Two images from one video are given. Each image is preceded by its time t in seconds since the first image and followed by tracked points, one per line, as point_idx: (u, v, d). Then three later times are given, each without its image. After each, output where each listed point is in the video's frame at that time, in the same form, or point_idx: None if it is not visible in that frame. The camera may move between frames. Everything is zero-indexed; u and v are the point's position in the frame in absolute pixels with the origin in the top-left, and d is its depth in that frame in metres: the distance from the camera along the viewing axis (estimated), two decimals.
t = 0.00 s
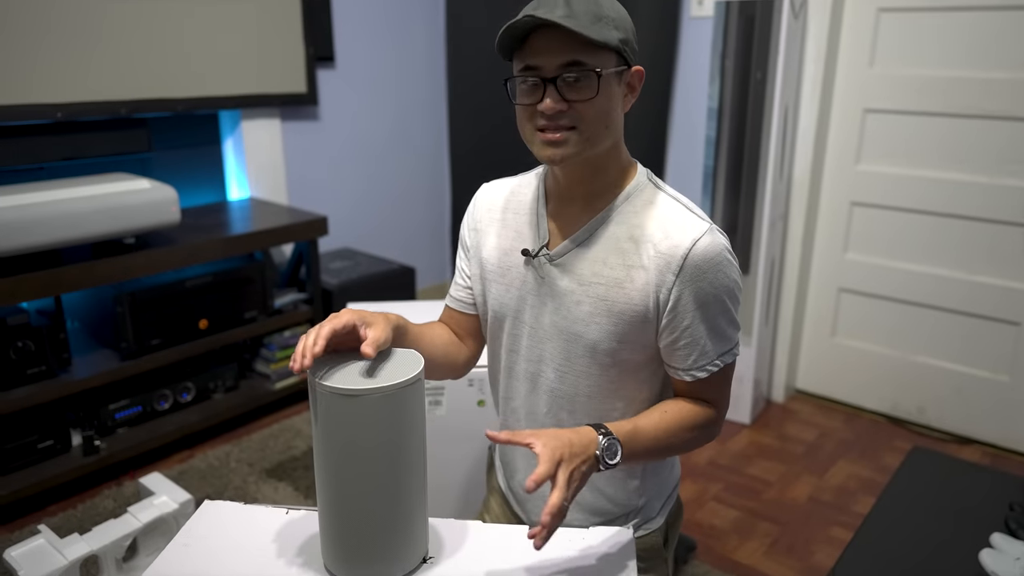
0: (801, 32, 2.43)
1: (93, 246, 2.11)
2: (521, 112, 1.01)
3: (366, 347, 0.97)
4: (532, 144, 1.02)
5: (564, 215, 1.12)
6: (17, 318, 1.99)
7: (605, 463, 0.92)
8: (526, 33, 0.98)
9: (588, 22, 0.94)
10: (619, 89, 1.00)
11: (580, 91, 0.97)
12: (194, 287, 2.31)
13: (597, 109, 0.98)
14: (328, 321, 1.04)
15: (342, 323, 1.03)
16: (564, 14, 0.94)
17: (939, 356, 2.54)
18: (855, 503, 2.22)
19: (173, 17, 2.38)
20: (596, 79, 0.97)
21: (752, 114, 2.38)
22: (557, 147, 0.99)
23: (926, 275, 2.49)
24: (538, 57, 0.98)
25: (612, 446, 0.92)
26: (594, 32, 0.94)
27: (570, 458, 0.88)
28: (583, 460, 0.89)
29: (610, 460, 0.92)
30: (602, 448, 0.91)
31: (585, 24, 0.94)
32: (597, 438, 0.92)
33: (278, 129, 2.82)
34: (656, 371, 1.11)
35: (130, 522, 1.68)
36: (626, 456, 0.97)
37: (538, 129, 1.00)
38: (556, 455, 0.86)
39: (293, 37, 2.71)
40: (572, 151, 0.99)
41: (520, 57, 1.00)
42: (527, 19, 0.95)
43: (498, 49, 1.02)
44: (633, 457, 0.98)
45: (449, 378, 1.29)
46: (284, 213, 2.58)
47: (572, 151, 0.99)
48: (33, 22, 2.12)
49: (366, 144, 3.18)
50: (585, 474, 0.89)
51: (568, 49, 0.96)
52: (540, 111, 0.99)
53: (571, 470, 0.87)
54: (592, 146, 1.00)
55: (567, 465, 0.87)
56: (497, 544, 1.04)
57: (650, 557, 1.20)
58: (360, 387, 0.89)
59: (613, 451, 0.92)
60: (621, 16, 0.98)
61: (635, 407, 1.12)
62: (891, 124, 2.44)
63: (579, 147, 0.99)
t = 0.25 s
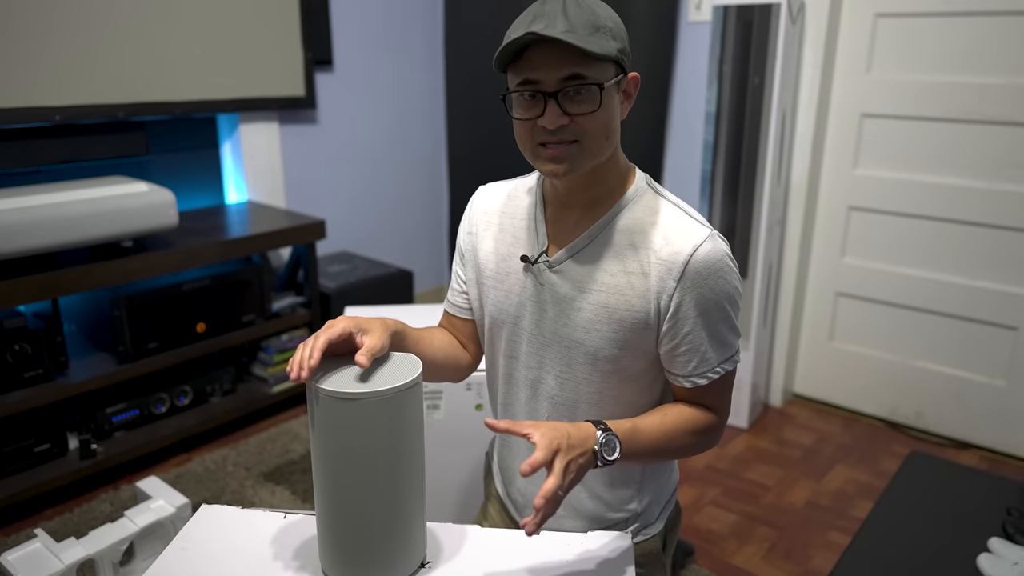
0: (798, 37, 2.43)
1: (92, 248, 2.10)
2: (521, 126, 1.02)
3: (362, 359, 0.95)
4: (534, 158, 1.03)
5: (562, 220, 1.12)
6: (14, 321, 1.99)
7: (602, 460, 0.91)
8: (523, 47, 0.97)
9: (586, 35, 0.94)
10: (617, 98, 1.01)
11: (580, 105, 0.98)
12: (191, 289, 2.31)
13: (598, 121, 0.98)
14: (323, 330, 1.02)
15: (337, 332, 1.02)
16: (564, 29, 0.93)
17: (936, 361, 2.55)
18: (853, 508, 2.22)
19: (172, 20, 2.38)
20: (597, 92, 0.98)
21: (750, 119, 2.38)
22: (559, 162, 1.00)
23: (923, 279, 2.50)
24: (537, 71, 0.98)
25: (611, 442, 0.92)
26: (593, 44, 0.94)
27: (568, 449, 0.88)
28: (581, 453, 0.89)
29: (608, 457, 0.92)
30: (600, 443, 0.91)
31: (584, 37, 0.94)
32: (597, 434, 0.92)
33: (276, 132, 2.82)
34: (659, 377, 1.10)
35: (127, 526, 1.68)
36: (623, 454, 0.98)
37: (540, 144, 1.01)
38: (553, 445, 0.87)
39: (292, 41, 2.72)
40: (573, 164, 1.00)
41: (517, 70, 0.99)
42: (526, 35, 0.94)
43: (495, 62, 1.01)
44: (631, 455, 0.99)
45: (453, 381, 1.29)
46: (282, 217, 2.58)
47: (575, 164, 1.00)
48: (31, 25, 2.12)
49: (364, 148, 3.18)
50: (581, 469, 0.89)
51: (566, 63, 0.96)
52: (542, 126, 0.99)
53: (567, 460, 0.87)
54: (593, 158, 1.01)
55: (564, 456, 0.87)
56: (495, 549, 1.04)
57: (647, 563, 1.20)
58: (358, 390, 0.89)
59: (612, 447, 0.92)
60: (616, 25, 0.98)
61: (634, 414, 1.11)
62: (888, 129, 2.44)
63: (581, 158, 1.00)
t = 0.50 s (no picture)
0: (801, 40, 2.43)
1: (97, 249, 2.11)
2: (530, 123, 1.02)
3: (365, 362, 0.94)
4: (542, 155, 1.03)
5: (566, 219, 1.12)
6: (19, 321, 1.99)
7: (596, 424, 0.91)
8: (534, 43, 0.98)
9: (598, 33, 0.95)
10: (628, 97, 1.01)
11: (590, 104, 0.98)
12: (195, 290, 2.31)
13: (606, 120, 0.99)
14: (326, 335, 1.02)
15: (340, 337, 1.01)
16: (576, 26, 0.94)
17: (939, 364, 2.55)
18: (855, 510, 2.22)
19: (176, 22, 2.39)
20: (607, 91, 0.98)
21: (753, 121, 2.39)
22: (567, 161, 1.01)
23: (926, 282, 2.50)
24: (548, 68, 0.99)
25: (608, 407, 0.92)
26: (605, 43, 0.95)
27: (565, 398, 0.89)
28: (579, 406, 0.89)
29: (604, 422, 0.92)
30: (597, 409, 0.91)
31: (595, 35, 0.95)
32: (596, 399, 0.91)
33: (280, 133, 2.83)
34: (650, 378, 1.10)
35: (130, 526, 1.68)
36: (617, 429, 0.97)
37: (548, 142, 1.01)
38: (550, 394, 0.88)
39: (296, 43, 2.72)
40: (581, 163, 1.01)
41: (529, 67, 1.00)
42: (538, 31, 0.95)
43: (506, 58, 1.02)
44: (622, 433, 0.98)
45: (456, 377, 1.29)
46: (285, 218, 2.58)
47: (580, 165, 1.01)
48: (37, 26, 2.12)
49: (368, 150, 3.18)
50: (576, 421, 0.89)
51: (578, 61, 0.97)
52: (551, 123, 1.00)
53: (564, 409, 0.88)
54: (601, 157, 1.02)
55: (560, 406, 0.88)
56: (498, 551, 1.04)
57: (647, 563, 1.20)
58: (363, 391, 0.90)
59: (607, 412, 0.92)
60: (629, 25, 0.99)
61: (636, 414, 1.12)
62: (891, 132, 2.44)
63: (588, 158, 1.01)
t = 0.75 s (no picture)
0: (806, 42, 2.43)
1: (103, 249, 2.11)
2: (548, 122, 1.02)
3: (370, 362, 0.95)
4: (555, 155, 1.03)
5: (568, 219, 1.12)
6: (25, 322, 2.00)
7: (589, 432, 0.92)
8: (558, 42, 0.98)
9: (625, 38, 0.96)
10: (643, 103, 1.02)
11: (610, 106, 0.99)
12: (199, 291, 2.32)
13: (624, 124, 1.00)
14: (331, 335, 1.02)
15: (345, 338, 1.01)
16: (608, 29, 0.94)
17: (943, 366, 2.54)
18: (859, 513, 2.21)
19: (182, 24, 2.39)
20: (628, 95, 0.99)
21: (758, 123, 2.39)
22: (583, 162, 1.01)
23: (930, 285, 2.49)
24: (570, 67, 0.98)
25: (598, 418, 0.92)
26: (631, 48, 0.96)
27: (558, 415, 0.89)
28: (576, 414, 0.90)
29: (595, 432, 0.92)
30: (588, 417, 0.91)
31: (624, 39, 0.95)
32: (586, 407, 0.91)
33: (284, 134, 2.83)
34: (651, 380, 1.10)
35: (135, 526, 1.68)
36: (611, 438, 0.96)
37: (564, 142, 1.01)
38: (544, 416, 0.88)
39: (300, 44, 2.73)
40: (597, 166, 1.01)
41: (548, 66, 1.00)
42: (570, 31, 0.95)
43: (524, 54, 1.00)
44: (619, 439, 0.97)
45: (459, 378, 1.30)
46: (290, 219, 2.59)
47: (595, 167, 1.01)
48: (43, 27, 2.13)
49: (372, 151, 3.19)
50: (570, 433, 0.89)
51: (603, 64, 0.97)
52: (572, 123, 0.99)
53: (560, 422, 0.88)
54: (615, 160, 1.02)
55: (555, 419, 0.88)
56: (502, 552, 1.04)
57: (650, 564, 1.20)
58: (368, 392, 0.90)
59: (599, 422, 0.92)
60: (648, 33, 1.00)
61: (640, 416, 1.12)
62: (895, 134, 2.44)
63: (602, 160, 1.01)
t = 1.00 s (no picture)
0: (809, 45, 2.43)
1: (105, 251, 2.11)
2: (543, 130, 1.01)
3: (376, 365, 0.95)
4: (551, 161, 1.03)
5: (571, 224, 1.12)
6: (27, 324, 2.00)
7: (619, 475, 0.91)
8: (549, 51, 0.97)
9: (615, 44, 0.95)
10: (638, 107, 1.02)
11: (604, 112, 0.98)
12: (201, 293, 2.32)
13: (617, 129, 0.99)
14: (339, 338, 1.02)
15: (352, 340, 1.01)
16: (597, 36, 0.93)
17: (945, 369, 2.54)
18: (862, 516, 2.21)
19: (184, 26, 2.39)
20: (621, 100, 0.98)
21: (761, 126, 2.39)
22: (579, 168, 1.01)
23: (934, 287, 2.49)
24: (562, 75, 0.98)
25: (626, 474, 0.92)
26: (622, 53, 0.95)
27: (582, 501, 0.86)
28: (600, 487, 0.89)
29: (624, 488, 0.92)
30: (619, 475, 0.91)
31: (613, 45, 0.94)
32: (614, 465, 0.91)
33: (286, 136, 2.83)
34: (668, 381, 1.09)
35: (138, 529, 1.68)
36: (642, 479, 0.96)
37: (559, 149, 1.01)
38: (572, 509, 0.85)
39: (302, 46, 2.73)
40: (594, 171, 1.01)
41: (541, 73, 0.99)
42: (558, 40, 0.94)
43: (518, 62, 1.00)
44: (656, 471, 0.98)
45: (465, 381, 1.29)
46: (292, 221, 2.59)
47: (592, 172, 1.01)
48: (46, 29, 2.12)
49: (374, 153, 3.18)
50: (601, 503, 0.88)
51: (595, 70, 0.96)
52: (564, 131, 0.99)
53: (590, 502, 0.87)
54: (610, 164, 1.02)
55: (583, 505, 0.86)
56: (509, 557, 1.04)
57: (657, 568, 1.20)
58: (375, 394, 0.90)
59: (629, 477, 0.92)
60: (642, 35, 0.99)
61: (647, 420, 1.11)
62: (898, 137, 2.44)
63: (597, 165, 1.01)
